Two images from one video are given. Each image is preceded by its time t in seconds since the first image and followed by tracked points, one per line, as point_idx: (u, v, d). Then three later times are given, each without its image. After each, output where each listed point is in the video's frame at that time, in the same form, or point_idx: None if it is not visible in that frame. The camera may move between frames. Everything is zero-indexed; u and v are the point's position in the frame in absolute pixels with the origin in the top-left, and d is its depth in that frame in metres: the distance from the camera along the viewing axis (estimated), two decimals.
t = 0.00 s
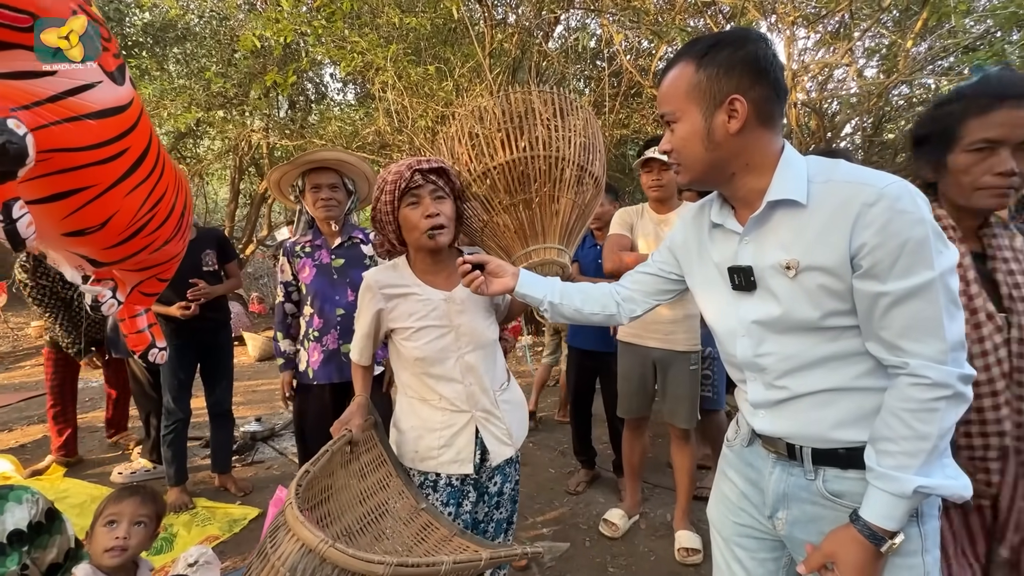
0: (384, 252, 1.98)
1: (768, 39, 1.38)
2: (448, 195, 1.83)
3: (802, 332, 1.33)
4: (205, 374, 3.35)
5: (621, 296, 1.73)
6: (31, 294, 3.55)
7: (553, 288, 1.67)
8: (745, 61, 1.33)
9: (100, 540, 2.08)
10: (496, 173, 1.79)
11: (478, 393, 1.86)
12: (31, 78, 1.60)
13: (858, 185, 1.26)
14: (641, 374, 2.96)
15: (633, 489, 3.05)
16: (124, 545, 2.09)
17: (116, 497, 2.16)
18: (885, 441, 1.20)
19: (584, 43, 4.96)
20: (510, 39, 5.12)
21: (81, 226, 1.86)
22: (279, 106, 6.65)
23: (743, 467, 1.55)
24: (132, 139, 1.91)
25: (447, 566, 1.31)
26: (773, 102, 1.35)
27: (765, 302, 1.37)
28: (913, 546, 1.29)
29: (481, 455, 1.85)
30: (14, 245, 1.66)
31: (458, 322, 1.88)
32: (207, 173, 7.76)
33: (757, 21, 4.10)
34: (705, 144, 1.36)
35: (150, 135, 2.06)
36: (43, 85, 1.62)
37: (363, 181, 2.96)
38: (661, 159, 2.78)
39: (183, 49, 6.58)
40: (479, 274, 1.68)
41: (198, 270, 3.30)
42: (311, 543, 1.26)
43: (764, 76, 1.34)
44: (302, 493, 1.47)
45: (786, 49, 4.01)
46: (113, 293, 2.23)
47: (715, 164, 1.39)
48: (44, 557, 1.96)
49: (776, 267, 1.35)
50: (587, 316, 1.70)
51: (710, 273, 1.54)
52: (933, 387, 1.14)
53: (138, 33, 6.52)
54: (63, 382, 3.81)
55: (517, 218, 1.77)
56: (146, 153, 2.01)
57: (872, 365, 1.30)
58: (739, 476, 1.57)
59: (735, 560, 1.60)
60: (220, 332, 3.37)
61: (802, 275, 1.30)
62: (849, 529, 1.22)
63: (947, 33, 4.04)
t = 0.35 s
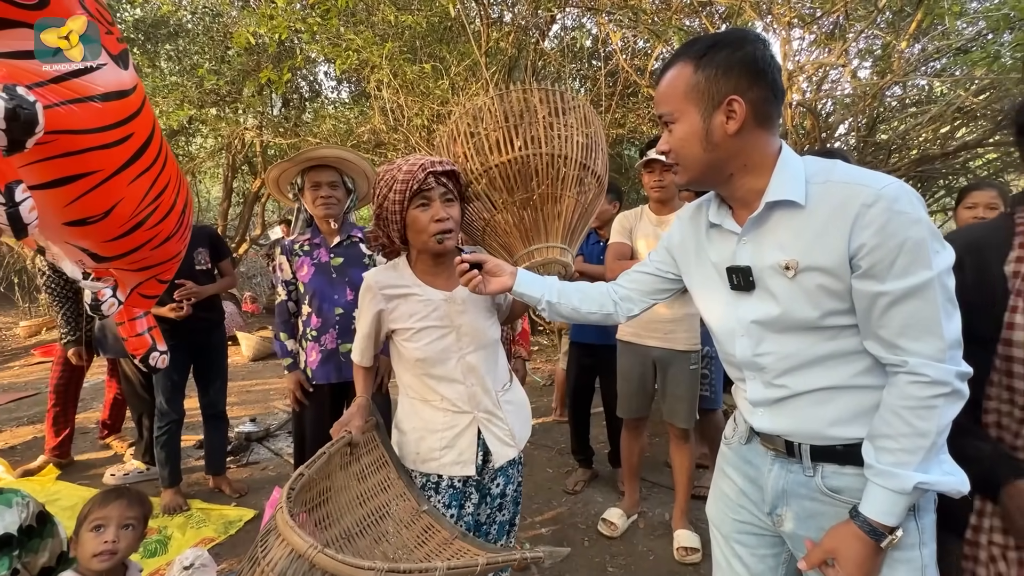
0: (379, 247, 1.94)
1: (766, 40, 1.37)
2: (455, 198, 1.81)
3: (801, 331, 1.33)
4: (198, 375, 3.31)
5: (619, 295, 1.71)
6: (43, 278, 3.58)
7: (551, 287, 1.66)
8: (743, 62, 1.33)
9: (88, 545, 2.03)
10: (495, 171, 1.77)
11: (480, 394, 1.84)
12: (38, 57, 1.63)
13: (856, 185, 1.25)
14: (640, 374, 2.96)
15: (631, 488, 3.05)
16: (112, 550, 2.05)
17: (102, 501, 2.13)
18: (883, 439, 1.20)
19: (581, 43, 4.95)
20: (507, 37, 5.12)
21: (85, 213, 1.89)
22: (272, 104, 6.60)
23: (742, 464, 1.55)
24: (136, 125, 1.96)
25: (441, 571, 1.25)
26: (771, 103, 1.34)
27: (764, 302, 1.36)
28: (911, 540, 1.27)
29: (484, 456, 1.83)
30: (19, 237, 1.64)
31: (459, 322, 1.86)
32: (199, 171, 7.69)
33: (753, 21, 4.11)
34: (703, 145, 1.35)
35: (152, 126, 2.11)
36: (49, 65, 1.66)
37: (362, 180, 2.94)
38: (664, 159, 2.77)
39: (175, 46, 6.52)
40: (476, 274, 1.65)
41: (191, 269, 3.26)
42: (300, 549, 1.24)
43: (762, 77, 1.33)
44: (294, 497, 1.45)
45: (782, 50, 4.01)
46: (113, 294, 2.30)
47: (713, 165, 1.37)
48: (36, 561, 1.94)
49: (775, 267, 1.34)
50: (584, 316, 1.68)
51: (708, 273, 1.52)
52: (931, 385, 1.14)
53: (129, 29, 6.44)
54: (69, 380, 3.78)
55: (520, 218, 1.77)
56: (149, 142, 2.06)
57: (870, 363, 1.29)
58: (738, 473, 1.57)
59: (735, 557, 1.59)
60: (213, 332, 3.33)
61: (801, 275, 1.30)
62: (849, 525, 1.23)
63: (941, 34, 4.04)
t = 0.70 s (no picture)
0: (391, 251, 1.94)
1: (768, 42, 1.37)
2: (451, 193, 1.76)
3: (803, 332, 1.32)
4: (191, 378, 3.27)
5: (621, 297, 1.71)
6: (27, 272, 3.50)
7: (554, 288, 1.64)
8: (747, 65, 1.31)
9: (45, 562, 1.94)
10: (502, 172, 1.74)
11: (485, 396, 1.83)
12: (37, 64, 1.64)
13: (858, 187, 1.25)
14: (640, 374, 2.96)
15: (630, 488, 3.04)
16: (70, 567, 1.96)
17: (60, 514, 2.01)
18: (885, 438, 1.20)
19: (578, 42, 4.95)
20: (503, 37, 5.12)
21: (87, 218, 1.96)
22: (266, 102, 6.55)
23: (743, 463, 1.54)
24: (139, 129, 2.01)
25: None
26: (775, 105, 1.34)
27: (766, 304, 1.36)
28: (911, 537, 1.27)
29: (488, 458, 1.82)
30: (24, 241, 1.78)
31: (465, 323, 1.84)
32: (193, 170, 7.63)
33: (750, 21, 4.11)
34: (706, 147, 1.34)
35: (156, 125, 2.15)
36: (51, 72, 1.67)
37: (363, 180, 2.93)
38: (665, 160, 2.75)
39: (167, 43, 6.47)
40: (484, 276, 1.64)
41: (185, 269, 3.23)
42: (309, 562, 1.19)
43: (765, 79, 1.32)
44: (303, 503, 1.42)
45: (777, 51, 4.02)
46: (116, 284, 2.38)
47: (716, 167, 1.37)
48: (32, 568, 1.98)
49: (777, 268, 1.33)
50: (588, 317, 1.67)
51: (710, 273, 1.52)
52: (932, 385, 1.14)
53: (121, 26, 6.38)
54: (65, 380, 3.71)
55: (529, 217, 1.73)
56: (152, 145, 2.11)
57: (872, 362, 1.29)
58: (739, 472, 1.56)
59: (736, 555, 1.59)
60: (209, 332, 3.30)
61: (802, 276, 1.29)
62: (850, 524, 1.23)
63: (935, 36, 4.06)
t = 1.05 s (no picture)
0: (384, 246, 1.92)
1: (765, 44, 1.36)
2: (456, 196, 1.78)
3: (799, 332, 1.33)
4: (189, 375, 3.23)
5: (617, 296, 1.71)
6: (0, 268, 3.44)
7: (552, 288, 1.63)
8: (744, 67, 1.31)
9: None
10: (500, 171, 1.72)
11: (484, 397, 1.82)
12: (33, 86, 1.67)
13: (852, 188, 1.26)
14: (639, 373, 2.97)
15: (628, 487, 3.05)
16: None
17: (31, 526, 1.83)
18: (879, 436, 1.21)
19: (574, 42, 4.96)
20: (499, 36, 5.12)
21: (91, 226, 2.02)
22: (260, 101, 6.52)
23: (739, 461, 1.54)
24: (139, 141, 2.04)
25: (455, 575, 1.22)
26: (770, 108, 1.34)
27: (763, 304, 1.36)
28: (905, 532, 1.28)
29: (487, 458, 1.82)
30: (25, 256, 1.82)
31: (464, 324, 1.84)
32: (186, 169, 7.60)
33: (745, 22, 4.13)
34: (703, 148, 1.34)
35: (156, 131, 2.17)
36: (47, 92, 1.70)
37: (360, 179, 2.92)
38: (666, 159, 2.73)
39: (160, 41, 6.42)
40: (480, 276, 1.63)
41: (182, 271, 3.21)
42: (311, 555, 1.19)
43: (761, 82, 1.32)
44: (303, 500, 1.41)
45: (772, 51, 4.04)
46: (121, 277, 2.38)
47: (712, 168, 1.37)
48: None
49: (773, 269, 1.34)
50: (584, 316, 1.67)
51: (705, 274, 1.52)
52: (926, 384, 1.15)
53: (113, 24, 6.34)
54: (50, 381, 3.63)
55: (525, 218, 1.73)
56: (153, 154, 2.13)
57: (867, 361, 1.30)
58: (735, 470, 1.56)
59: (733, 553, 1.58)
60: (205, 330, 3.24)
61: (798, 277, 1.30)
62: (845, 519, 1.23)
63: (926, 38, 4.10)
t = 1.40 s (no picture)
0: (378, 248, 1.93)
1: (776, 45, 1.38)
2: (459, 195, 1.78)
3: (798, 330, 1.34)
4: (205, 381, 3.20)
5: (619, 297, 1.71)
6: None
7: (554, 288, 1.63)
8: (757, 64, 1.32)
9: None
10: (498, 169, 1.73)
11: (487, 396, 1.83)
12: (43, 94, 1.71)
13: (854, 189, 1.26)
14: (640, 372, 2.98)
15: (626, 486, 3.06)
16: None
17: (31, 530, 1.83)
18: (876, 434, 1.21)
19: (571, 41, 4.97)
20: (496, 35, 5.10)
21: (104, 228, 2.02)
22: (256, 100, 6.50)
23: (737, 459, 1.55)
24: (147, 144, 2.04)
25: None
26: (777, 108, 1.35)
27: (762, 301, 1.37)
28: (899, 527, 1.28)
29: (491, 457, 1.83)
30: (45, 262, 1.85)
31: (465, 324, 1.84)
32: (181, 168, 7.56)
33: (741, 23, 4.15)
34: (710, 141, 1.34)
35: (163, 132, 2.17)
36: (57, 99, 1.74)
37: (361, 179, 2.92)
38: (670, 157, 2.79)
39: (155, 39, 6.39)
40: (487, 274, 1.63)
41: (206, 276, 3.18)
42: (308, 565, 1.17)
43: (772, 81, 1.33)
44: (304, 507, 1.40)
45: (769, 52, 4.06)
46: (131, 275, 2.37)
47: (717, 163, 1.37)
48: None
49: (773, 267, 1.34)
50: (588, 317, 1.67)
51: (705, 271, 1.53)
52: (923, 383, 1.16)
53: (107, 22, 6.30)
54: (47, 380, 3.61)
55: (525, 216, 1.73)
56: (160, 156, 2.12)
57: (863, 360, 1.31)
58: (733, 467, 1.57)
59: (732, 549, 1.59)
60: (222, 337, 3.21)
61: (798, 275, 1.31)
62: (842, 516, 1.23)
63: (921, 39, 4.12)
